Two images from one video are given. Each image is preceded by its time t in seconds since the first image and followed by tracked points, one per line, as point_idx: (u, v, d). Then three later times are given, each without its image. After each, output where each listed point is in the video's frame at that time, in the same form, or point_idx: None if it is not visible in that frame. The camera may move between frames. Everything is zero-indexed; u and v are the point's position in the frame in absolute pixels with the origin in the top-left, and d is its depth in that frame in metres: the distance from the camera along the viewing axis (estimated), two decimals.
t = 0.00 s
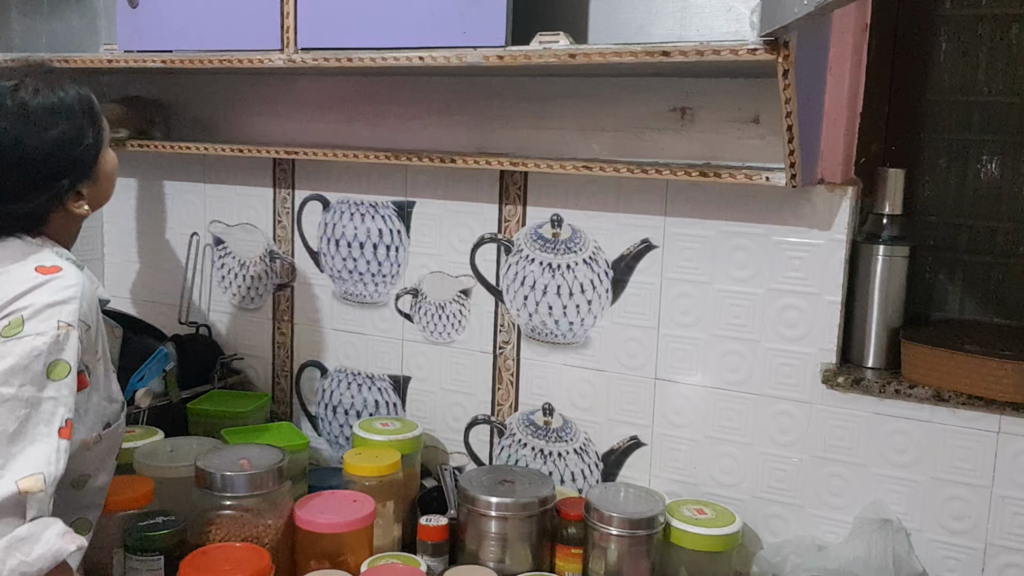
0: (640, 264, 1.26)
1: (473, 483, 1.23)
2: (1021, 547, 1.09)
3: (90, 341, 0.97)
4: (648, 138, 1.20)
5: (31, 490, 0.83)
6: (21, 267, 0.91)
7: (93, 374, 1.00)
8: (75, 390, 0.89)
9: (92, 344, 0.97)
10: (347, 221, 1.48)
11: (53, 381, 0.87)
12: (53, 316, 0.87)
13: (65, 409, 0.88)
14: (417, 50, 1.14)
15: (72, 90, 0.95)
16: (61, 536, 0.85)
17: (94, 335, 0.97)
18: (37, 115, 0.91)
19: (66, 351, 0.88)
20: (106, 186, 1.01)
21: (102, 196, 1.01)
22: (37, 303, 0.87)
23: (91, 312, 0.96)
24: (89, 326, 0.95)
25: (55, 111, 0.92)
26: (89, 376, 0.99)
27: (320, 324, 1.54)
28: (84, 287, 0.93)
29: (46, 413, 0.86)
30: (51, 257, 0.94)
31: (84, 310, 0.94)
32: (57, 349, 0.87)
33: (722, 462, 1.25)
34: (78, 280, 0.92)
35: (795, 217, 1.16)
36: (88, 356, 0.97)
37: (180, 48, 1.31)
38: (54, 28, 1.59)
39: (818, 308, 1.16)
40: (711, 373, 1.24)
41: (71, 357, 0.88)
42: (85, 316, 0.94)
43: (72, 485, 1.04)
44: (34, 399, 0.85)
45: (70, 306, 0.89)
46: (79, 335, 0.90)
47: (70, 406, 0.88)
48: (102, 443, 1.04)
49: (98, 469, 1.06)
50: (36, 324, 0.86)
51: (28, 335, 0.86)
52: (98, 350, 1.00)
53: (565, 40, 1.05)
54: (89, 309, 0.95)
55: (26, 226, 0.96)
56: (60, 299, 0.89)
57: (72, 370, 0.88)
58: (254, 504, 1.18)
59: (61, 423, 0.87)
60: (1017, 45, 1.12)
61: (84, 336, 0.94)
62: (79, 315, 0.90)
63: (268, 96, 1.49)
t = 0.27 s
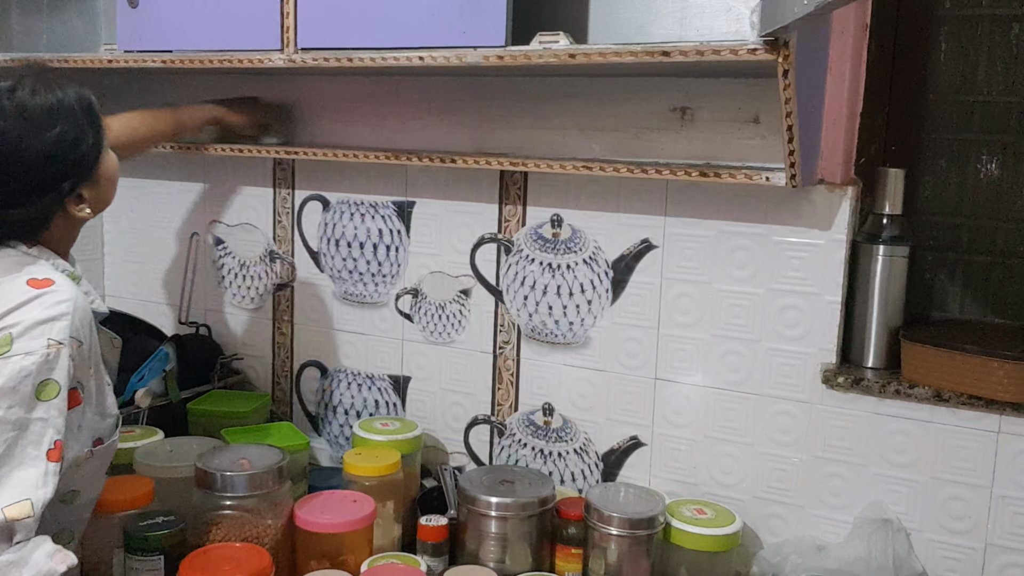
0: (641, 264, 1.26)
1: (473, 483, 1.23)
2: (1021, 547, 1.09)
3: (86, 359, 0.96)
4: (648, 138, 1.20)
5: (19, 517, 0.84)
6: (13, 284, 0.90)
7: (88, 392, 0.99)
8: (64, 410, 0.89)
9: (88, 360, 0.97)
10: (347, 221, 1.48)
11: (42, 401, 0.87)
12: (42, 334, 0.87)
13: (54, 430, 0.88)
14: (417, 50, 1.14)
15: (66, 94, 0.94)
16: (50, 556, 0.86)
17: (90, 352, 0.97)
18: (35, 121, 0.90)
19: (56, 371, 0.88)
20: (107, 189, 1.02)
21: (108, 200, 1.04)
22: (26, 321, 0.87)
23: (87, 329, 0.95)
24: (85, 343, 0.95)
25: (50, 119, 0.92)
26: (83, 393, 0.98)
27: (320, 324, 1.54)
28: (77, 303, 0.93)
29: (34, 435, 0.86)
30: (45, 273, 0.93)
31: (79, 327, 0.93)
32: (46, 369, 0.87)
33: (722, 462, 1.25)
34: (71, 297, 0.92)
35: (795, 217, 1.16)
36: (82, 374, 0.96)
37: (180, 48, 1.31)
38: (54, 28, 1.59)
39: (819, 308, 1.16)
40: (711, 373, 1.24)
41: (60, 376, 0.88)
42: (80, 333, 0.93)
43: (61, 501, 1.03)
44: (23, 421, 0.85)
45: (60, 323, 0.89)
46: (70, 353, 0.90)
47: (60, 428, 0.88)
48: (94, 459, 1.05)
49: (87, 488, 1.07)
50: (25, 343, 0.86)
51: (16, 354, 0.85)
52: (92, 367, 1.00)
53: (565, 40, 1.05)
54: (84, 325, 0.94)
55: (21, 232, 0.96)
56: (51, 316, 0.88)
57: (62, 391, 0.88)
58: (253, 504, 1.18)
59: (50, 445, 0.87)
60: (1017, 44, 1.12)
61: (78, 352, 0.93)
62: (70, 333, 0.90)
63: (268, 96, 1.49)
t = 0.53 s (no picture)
0: (641, 264, 1.26)
1: (472, 483, 1.23)
2: (1021, 547, 1.09)
3: (47, 338, 0.93)
4: (648, 138, 1.20)
5: (9, 501, 0.81)
6: None
7: (53, 375, 0.96)
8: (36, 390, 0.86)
9: (47, 342, 0.94)
10: (347, 222, 1.48)
11: (13, 383, 0.84)
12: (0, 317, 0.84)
13: (30, 411, 0.85)
14: (417, 50, 1.14)
15: None
16: (46, 551, 0.82)
17: (51, 330, 0.94)
18: None
19: (20, 352, 0.85)
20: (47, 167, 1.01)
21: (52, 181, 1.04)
22: None
23: (42, 306, 0.92)
24: (42, 321, 0.92)
25: None
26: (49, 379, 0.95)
27: (320, 324, 1.54)
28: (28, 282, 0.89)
29: (10, 419, 0.83)
30: None
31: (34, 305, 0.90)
32: (10, 352, 0.84)
33: (722, 462, 1.25)
34: (22, 277, 0.89)
35: (795, 217, 1.16)
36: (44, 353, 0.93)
37: (180, 48, 1.31)
38: (54, 28, 1.59)
39: (819, 308, 1.16)
40: (711, 373, 1.24)
41: (26, 357, 0.86)
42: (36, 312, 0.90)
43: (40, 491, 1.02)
44: None
45: (17, 304, 0.86)
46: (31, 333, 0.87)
47: (33, 409, 0.86)
48: (67, 445, 1.03)
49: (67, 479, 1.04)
50: None
51: None
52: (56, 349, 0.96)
53: (565, 40, 1.05)
54: (40, 303, 0.91)
55: None
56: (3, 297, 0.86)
57: (31, 371, 0.86)
58: (253, 504, 1.18)
59: (27, 426, 0.85)
60: (1018, 44, 1.12)
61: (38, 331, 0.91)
62: (27, 312, 0.87)
63: (268, 96, 1.49)
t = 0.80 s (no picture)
0: (640, 264, 1.26)
1: (472, 482, 1.23)
2: (1021, 547, 1.09)
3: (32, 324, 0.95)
4: (648, 138, 1.20)
5: None
6: None
7: (42, 363, 0.97)
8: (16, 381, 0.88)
9: (32, 331, 0.95)
10: (347, 221, 1.48)
11: None
12: None
13: (11, 403, 0.87)
14: (416, 50, 1.14)
15: None
16: (42, 543, 0.83)
17: (35, 318, 0.95)
18: None
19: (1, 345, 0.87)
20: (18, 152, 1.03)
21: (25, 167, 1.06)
22: None
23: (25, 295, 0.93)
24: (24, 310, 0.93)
25: None
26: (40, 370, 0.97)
27: (320, 324, 1.54)
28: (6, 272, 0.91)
29: None
30: None
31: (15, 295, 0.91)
32: None
33: (722, 462, 1.25)
34: None
35: (795, 217, 1.16)
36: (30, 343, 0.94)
37: (180, 48, 1.31)
38: (54, 27, 1.59)
39: (818, 308, 1.16)
40: (711, 373, 1.24)
41: (6, 349, 0.87)
42: (16, 301, 0.91)
43: (40, 478, 1.02)
44: None
45: None
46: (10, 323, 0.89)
47: (15, 400, 0.88)
48: (63, 431, 1.03)
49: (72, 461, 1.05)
50: None
51: None
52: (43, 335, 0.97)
53: (565, 40, 1.05)
54: (20, 294, 0.92)
55: None
56: None
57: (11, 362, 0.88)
58: (253, 504, 1.18)
59: (9, 419, 0.87)
60: (1018, 45, 1.12)
61: (20, 322, 0.92)
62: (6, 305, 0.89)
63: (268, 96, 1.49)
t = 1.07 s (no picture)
0: (640, 264, 1.26)
1: (473, 482, 1.23)
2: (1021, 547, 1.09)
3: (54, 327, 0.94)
4: (648, 138, 1.20)
5: (12, 481, 0.82)
6: None
7: (62, 365, 0.96)
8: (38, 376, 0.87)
9: (53, 330, 0.94)
10: (347, 221, 1.48)
11: (14, 370, 0.85)
12: None
13: (32, 396, 0.86)
14: (415, 50, 1.14)
15: None
16: (53, 533, 0.83)
17: (57, 319, 0.95)
18: None
19: (20, 340, 0.86)
20: (25, 165, 0.99)
21: (38, 179, 1.02)
22: None
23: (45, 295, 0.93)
24: (45, 309, 0.92)
25: None
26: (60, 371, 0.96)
27: (320, 324, 1.54)
28: (28, 271, 0.90)
29: (10, 404, 0.84)
30: None
31: (37, 293, 0.90)
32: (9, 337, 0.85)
33: (722, 462, 1.25)
34: (20, 266, 0.90)
35: (795, 217, 1.16)
36: (52, 342, 0.93)
37: (180, 48, 1.31)
38: (54, 27, 1.59)
39: (818, 309, 1.16)
40: (711, 373, 1.24)
41: (27, 343, 0.86)
42: (38, 298, 0.90)
43: (61, 480, 0.99)
44: None
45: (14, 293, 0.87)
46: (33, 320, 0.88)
47: (37, 394, 0.86)
48: (83, 432, 1.00)
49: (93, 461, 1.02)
50: None
51: None
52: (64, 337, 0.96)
53: (565, 40, 1.05)
54: (43, 293, 0.92)
55: None
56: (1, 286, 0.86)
57: (33, 358, 0.87)
58: (253, 504, 1.18)
59: (30, 411, 0.85)
60: (1018, 45, 1.12)
61: (42, 321, 0.91)
62: (28, 301, 0.88)
63: (267, 96, 1.49)
